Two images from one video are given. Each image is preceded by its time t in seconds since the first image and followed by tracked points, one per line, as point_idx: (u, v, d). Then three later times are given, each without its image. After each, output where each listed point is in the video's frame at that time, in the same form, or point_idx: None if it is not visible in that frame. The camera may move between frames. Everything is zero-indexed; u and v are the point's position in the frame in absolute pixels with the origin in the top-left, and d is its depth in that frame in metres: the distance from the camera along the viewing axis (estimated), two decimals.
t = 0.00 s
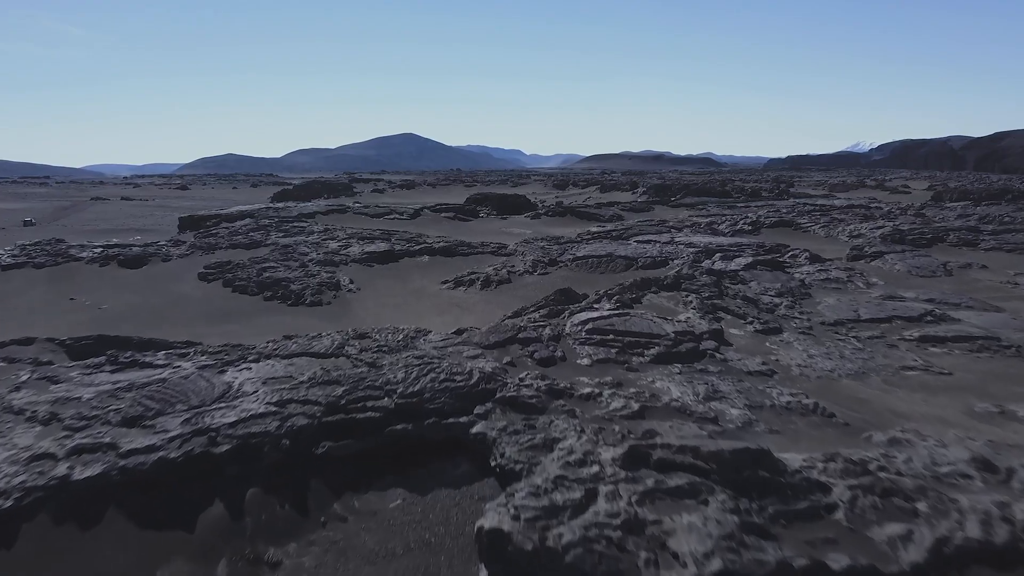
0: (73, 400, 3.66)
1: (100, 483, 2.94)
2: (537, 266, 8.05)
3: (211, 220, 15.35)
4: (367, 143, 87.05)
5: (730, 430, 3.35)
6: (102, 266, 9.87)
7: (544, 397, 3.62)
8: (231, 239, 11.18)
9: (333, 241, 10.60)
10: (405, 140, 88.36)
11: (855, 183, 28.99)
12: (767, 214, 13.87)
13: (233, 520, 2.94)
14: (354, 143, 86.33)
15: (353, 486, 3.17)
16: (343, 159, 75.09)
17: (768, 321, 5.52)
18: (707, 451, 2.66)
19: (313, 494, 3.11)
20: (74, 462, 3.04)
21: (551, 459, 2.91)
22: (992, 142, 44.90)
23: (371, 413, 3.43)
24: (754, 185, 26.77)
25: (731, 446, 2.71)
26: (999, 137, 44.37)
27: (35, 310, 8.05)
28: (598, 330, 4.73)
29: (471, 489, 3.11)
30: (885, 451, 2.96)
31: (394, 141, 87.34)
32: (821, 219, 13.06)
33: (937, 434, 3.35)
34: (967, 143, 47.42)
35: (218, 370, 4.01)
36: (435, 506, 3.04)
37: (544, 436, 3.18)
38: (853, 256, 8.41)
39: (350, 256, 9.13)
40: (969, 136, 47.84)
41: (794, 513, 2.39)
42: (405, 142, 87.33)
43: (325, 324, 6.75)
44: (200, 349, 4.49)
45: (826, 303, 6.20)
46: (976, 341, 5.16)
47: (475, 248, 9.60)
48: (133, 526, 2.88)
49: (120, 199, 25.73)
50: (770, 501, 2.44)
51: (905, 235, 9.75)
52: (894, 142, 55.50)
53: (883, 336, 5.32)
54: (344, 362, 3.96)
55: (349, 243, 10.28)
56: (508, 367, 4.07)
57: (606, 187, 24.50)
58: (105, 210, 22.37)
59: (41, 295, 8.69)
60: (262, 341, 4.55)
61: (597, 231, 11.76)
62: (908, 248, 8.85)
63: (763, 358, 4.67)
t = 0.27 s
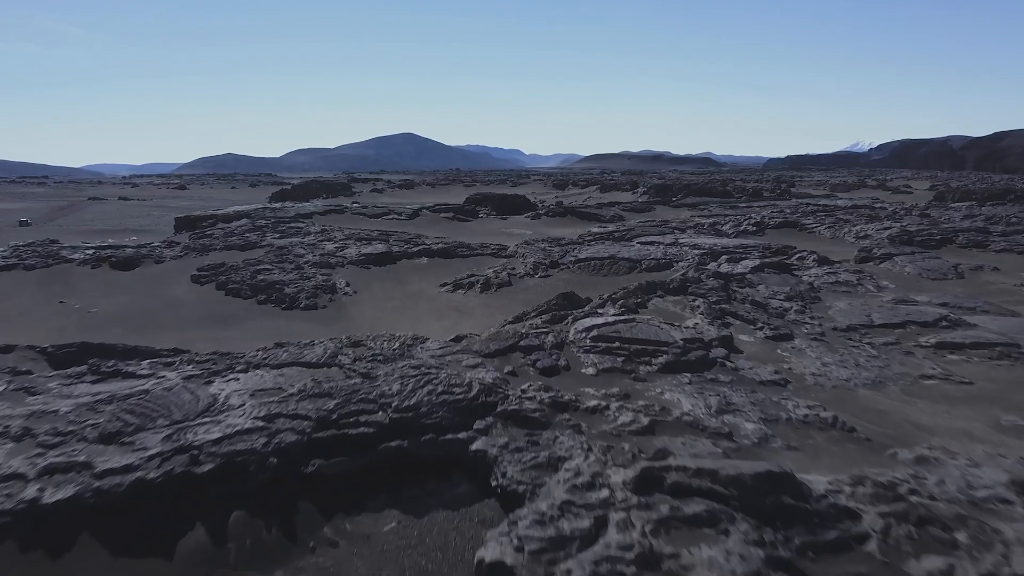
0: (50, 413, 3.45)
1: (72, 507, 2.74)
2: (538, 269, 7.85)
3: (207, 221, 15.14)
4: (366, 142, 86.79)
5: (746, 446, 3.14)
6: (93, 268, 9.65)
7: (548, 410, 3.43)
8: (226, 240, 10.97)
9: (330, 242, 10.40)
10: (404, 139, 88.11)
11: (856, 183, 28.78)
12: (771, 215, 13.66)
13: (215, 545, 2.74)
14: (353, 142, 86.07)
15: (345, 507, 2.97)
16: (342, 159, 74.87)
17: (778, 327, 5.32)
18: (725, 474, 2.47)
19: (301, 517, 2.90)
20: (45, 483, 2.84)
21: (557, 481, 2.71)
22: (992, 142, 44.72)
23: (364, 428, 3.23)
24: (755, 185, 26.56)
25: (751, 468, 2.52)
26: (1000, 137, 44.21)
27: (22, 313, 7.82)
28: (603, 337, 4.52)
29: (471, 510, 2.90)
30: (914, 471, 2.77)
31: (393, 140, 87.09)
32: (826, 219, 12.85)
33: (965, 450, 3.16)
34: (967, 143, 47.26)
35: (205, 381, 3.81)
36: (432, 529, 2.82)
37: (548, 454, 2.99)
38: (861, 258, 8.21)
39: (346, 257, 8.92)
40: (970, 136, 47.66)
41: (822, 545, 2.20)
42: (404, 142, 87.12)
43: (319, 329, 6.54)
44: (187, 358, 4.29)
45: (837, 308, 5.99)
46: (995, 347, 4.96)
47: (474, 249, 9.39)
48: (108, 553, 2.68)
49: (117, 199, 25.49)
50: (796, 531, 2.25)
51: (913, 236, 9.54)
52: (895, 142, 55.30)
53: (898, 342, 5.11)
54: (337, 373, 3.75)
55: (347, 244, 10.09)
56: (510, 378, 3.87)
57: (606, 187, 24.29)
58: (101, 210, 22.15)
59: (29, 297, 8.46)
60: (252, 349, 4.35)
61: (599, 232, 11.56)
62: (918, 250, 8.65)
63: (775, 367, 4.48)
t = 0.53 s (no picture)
0: (23, 429, 3.25)
1: (39, 534, 2.53)
2: (540, 271, 7.65)
3: (203, 222, 14.93)
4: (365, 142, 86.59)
5: (764, 465, 2.95)
6: (85, 270, 9.42)
7: (553, 426, 3.23)
8: (221, 242, 10.76)
9: (327, 244, 10.20)
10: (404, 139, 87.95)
11: (857, 184, 28.60)
12: (774, 216, 13.47)
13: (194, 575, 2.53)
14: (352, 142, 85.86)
15: (335, 532, 2.75)
16: (342, 159, 74.67)
17: (790, 333, 5.12)
18: (747, 502, 2.28)
19: (289, 543, 2.69)
20: (11, 507, 2.63)
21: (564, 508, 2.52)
22: (992, 142, 44.58)
23: (357, 446, 3.02)
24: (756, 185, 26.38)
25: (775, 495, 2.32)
26: (1000, 137, 44.08)
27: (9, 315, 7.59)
28: (609, 345, 4.32)
29: (471, 535, 2.67)
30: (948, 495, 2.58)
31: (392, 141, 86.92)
32: (830, 220, 12.65)
33: (997, 470, 2.96)
34: (967, 143, 47.11)
35: (189, 394, 3.60)
36: (429, 554, 2.58)
37: (554, 476, 2.79)
38: (870, 260, 8.01)
39: (342, 260, 8.72)
40: (971, 136, 47.51)
41: None
42: (404, 142, 86.96)
43: (314, 334, 6.33)
44: (173, 368, 4.08)
45: (849, 313, 5.79)
46: (1017, 355, 4.76)
47: (474, 251, 9.20)
48: None
49: (115, 199, 25.28)
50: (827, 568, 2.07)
51: (921, 238, 9.34)
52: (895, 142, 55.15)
53: (915, 350, 4.91)
54: (329, 385, 3.55)
55: (343, 246, 9.89)
56: (511, 390, 3.67)
57: (606, 188, 24.09)
58: (98, 210, 21.95)
59: (18, 299, 8.23)
60: (241, 358, 4.15)
61: (601, 233, 11.36)
62: (927, 252, 8.45)
63: (789, 376, 4.28)
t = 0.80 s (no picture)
0: None
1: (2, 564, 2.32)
2: (541, 274, 7.45)
3: (199, 223, 14.72)
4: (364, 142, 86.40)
5: (786, 486, 2.75)
6: (75, 271, 9.19)
7: (559, 443, 3.03)
8: (215, 243, 10.55)
9: (323, 245, 10.00)
10: (403, 139, 87.74)
11: (859, 184, 28.41)
12: (778, 216, 13.26)
13: None
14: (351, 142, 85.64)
15: (324, 560, 2.54)
16: (341, 159, 74.47)
17: (802, 340, 4.92)
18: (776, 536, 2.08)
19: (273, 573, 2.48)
20: None
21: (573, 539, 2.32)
22: (992, 142, 44.41)
23: (349, 466, 2.81)
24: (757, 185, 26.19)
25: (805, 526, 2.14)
26: (1000, 137, 43.93)
27: None
28: (616, 353, 4.11)
29: (472, 564, 2.47)
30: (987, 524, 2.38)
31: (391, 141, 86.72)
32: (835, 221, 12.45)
33: None
34: (968, 143, 46.94)
35: (172, 408, 3.39)
36: None
37: (561, 499, 2.59)
38: (880, 263, 7.81)
39: (339, 262, 8.51)
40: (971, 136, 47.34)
41: None
42: (403, 142, 86.74)
43: (309, 339, 6.13)
44: (157, 379, 3.87)
45: (863, 318, 5.58)
46: None
47: (473, 253, 8.99)
48: None
49: (112, 199, 25.07)
50: None
51: (930, 239, 9.14)
52: (895, 142, 54.97)
53: (933, 357, 4.71)
54: (320, 398, 3.35)
55: (340, 247, 9.68)
56: (514, 403, 3.47)
57: (606, 188, 23.89)
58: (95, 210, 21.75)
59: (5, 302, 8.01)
60: (229, 369, 3.93)
61: (603, 234, 11.15)
62: (938, 253, 8.25)
63: (804, 386, 4.08)
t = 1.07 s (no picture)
0: None
1: None
2: (542, 277, 7.25)
3: (195, 224, 14.51)
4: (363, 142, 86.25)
5: (810, 511, 2.55)
6: (66, 273, 8.97)
7: (565, 463, 2.82)
8: (210, 245, 10.33)
9: (320, 247, 9.78)
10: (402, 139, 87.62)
11: (860, 184, 28.25)
12: (782, 217, 13.05)
13: None
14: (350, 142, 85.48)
15: None
16: (340, 159, 74.28)
17: (816, 347, 4.72)
18: None
19: None
20: None
21: None
22: (992, 142, 44.30)
23: (340, 489, 2.61)
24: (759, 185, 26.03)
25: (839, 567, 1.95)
26: (1001, 137, 43.80)
27: None
28: (623, 363, 3.91)
29: None
30: None
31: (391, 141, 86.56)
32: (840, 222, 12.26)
33: None
34: (968, 143, 46.82)
35: (152, 423, 3.19)
36: None
37: (569, 529, 2.40)
38: (890, 265, 7.61)
39: (335, 264, 8.30)
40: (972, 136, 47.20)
41: None
42: (402, 142, 86.57)
43: (302, 345, 5.91)
44: (139, 391, 3.65)
45: (877, 324, 5.38)
46: None
47: (473, 254, 8.79)
48: None
49: (109, 199, 24.89)
50: None
51: (940, 241, 8.94)
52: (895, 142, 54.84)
53: (954, 366, 4.51)
54: (311, 414, 3.14)
55: (337, 249, 9.48)
56: (517, 418, 3.27)
57: (607, 188, 23.71)
58: (93, 210, 21.58)
59: None
60: (215, 381, 3.73)
61: (605, 235, 10.95)
62: (949, 255, 8.06)
63: (821, 398, 3.88)
